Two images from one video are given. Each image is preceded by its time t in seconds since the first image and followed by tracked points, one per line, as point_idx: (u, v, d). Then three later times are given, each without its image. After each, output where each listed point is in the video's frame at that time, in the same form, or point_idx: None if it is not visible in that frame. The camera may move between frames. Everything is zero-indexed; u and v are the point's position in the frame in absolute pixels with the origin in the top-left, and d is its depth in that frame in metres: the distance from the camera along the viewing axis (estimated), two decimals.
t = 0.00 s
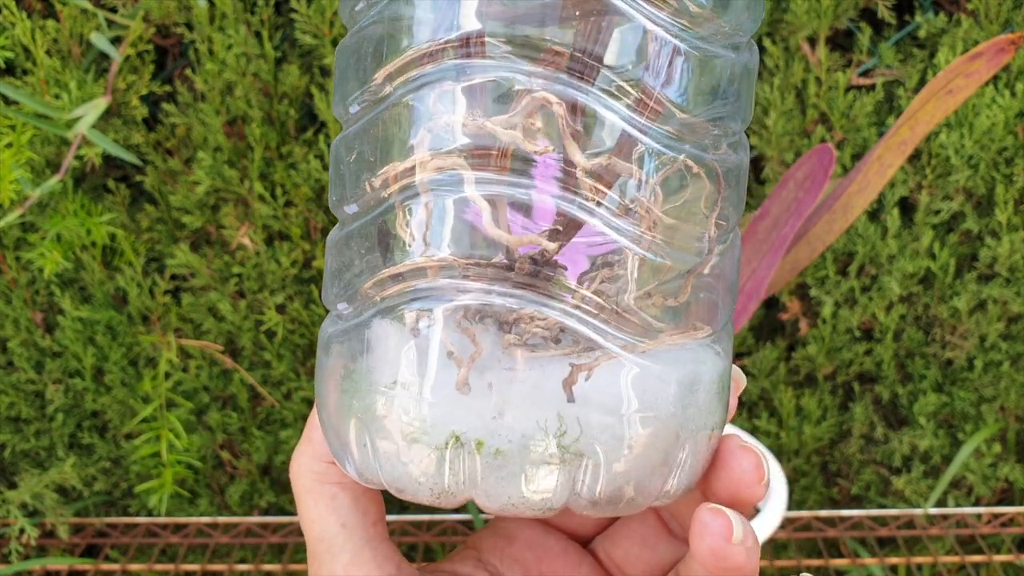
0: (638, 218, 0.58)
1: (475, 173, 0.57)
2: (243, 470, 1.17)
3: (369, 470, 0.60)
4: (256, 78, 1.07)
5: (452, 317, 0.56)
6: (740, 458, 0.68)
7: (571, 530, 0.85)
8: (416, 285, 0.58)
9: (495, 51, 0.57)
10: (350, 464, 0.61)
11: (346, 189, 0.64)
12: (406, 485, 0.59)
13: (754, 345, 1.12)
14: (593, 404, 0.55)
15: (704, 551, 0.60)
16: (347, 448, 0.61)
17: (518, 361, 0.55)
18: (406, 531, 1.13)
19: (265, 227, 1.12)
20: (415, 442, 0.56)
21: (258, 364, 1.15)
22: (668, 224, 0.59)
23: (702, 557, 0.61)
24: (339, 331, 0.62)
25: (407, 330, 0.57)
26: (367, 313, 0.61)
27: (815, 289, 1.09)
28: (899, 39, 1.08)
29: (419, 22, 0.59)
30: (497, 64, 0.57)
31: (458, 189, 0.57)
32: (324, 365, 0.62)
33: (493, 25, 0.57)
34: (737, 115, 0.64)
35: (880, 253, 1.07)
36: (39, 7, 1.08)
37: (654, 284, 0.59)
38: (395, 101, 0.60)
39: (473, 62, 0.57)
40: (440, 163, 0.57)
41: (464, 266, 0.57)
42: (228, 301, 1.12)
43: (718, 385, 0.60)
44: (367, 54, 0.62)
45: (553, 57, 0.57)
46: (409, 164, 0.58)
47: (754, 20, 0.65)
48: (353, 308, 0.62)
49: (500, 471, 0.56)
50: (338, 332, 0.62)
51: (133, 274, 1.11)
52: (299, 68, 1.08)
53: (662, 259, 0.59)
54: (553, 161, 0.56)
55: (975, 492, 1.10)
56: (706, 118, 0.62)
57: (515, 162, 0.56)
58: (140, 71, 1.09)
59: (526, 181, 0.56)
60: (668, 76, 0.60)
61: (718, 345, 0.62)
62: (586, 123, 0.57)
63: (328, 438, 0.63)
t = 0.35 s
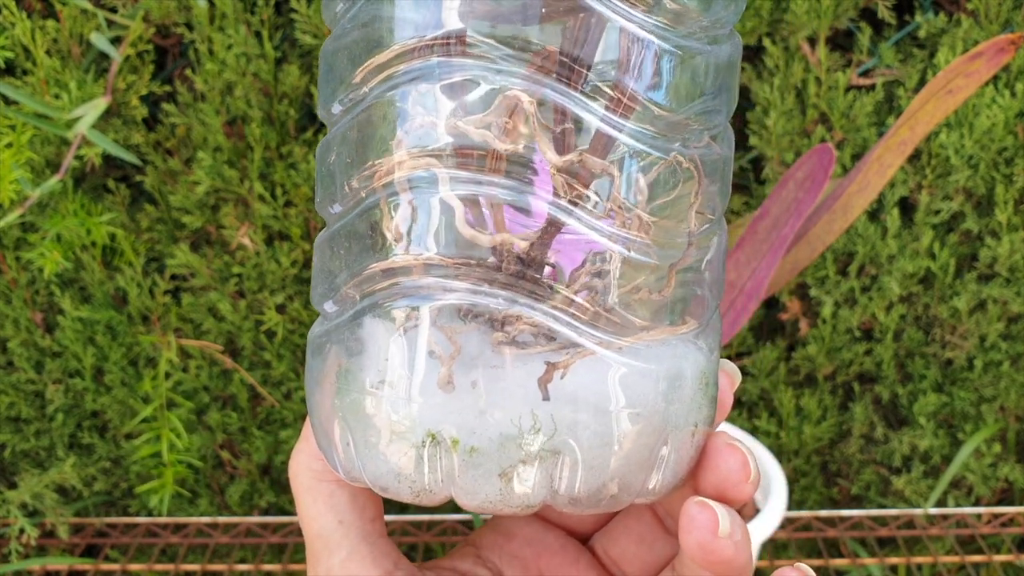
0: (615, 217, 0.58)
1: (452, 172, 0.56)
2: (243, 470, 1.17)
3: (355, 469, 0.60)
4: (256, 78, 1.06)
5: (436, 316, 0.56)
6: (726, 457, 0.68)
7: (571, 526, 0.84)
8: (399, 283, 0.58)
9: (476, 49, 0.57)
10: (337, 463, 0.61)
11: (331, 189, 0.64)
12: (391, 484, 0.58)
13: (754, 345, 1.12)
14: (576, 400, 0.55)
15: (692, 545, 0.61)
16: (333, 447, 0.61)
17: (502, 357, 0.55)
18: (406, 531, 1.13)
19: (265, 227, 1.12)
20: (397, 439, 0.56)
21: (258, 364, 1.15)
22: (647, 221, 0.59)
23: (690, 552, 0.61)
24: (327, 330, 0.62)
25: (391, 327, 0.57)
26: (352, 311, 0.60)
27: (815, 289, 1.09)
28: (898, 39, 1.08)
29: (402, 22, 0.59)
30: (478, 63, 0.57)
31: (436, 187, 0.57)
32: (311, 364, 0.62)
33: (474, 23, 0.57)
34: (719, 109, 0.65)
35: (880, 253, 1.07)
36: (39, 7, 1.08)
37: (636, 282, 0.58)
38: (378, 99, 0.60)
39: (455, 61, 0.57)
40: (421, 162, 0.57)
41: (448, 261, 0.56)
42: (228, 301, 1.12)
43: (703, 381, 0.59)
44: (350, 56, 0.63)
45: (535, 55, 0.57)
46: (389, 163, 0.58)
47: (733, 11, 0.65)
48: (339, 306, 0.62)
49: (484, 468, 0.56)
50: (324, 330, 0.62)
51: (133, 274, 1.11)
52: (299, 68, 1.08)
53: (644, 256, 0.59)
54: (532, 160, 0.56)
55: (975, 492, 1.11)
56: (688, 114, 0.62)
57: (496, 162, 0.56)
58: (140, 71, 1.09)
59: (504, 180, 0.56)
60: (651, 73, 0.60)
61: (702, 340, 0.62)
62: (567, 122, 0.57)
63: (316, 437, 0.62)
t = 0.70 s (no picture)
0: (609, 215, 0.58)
1: (441, 171, 0.57)
2: (243, 469, 1.17)
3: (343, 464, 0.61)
4: (256, 78, 1.06)
5: (428, 316, 0.56)
6: (719, 455, 0.67)
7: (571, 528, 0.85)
8: (390, 282, 0.57)
9: (468, 47, 0.57)
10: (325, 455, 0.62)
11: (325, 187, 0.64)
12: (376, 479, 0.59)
13: (754, 344, 1.12)
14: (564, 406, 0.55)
15: (682, 544, 0.61)
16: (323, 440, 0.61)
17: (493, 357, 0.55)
18: (406, 530, 1.14)
19: (265, 227, 1.12)
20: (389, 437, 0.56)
21: (258, 364, 1.15)
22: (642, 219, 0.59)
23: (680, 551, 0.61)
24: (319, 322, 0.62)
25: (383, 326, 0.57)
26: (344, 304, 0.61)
27: (815, 289, 1.09)
28: (898, 39, 1.08)
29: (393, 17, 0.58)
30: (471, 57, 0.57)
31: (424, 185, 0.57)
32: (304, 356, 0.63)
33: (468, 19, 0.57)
34: (709, 105, 0.65)
35: (879, 253, 1.07)
36: (39, 7, 1.08)
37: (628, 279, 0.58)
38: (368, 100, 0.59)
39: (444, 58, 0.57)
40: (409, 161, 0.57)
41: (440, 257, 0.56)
42: (228, 301, 1.12)
43: (695, 378, 0.59)
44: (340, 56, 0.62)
45: (526, 54, 0.57)
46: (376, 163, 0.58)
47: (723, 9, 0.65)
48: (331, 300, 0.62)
49: (481, 466, 0.56)
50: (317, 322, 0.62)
51: (133, 274, 1.11)
52: (299, 68, 1.08)
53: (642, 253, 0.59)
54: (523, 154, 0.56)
55: (975, 492, 1.11)
56: (679, 112, 0.63)
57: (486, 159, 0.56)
58: (139, 71, 1.09)
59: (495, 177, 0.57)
60: (639, 68, 0.60)
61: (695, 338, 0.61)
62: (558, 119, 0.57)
63: (309, 433, 0.63)
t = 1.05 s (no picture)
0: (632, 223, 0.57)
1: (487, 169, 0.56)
2: (243, 470, 1.17)
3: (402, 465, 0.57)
4: (257, 78, 1.06)
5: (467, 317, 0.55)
6: (742, 423, 0.68)
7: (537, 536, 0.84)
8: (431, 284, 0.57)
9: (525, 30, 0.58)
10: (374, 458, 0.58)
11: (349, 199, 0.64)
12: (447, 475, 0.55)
13: (754, 344, 1.12)
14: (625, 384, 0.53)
15: (729, 501, 0.57)
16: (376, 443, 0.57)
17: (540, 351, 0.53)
18: (407, 530, 1.14)
19: (265, 227, 1.12)
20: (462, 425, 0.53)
21: (258, 364, 1.15)
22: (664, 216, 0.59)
23: (724, 511, 0.57)
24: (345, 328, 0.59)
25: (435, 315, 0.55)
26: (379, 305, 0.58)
27: (815, 289, 1.09)
28: (898, 39, 1.08)
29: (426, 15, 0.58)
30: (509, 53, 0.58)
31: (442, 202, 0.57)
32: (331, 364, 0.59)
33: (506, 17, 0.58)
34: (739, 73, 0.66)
35: (880, 253, 1.07)
36: (39, 7, 1.08)
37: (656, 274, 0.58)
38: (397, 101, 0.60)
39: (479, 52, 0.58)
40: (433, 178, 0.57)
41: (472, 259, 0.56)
42: (228, 301, 1.12)
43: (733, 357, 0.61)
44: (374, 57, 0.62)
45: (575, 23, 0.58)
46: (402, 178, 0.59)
47: None
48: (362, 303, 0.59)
49: (568, 448, 0.53)
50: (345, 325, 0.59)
51: (133, 274, 1.11)
52: (299, 68, 1.08)
53: (666, 247, 0.59)
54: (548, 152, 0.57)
55: (975, 492, 1.11)
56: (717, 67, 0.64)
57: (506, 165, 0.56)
58: (139, 71, 1.09)
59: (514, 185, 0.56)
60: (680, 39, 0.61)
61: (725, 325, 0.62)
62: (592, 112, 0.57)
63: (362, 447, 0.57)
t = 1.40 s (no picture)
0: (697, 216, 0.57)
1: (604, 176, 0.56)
2: (243, 470, 1.17)
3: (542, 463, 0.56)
4: (256, 78, 1.06)
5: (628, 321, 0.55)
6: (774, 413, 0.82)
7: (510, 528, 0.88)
8: (574, 285, 0.55)
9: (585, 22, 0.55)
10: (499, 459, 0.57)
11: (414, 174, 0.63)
12: (597, 474, 0.56)
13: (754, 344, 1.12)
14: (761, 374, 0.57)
15: (795, 470, 0.75)
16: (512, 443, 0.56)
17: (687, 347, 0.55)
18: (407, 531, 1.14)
19: (265, 227, 1.12)
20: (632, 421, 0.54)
21: (258, 364, 1.15)
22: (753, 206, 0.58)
23: (788, 477, 0.75)
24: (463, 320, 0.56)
25: (583, 312, 0.55)
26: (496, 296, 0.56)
27: (815, 289, 1.08)
28: (898, 39, 1.07)
29: None
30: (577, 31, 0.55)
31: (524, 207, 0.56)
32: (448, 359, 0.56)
33: None
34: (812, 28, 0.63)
35: (880, 253, 1.07)
36: (39, 7, 1.08)
37: (763, 267, 0.59)
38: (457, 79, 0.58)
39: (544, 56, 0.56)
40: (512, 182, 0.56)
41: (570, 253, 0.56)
42: (228, 301, 1.12)
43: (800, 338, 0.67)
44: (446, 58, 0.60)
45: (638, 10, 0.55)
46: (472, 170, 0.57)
47: None
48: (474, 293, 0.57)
49: (761, 440, 0.58)
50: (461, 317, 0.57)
51: (133, 274, 1.11)
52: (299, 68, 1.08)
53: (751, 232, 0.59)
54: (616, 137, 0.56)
55: (975, 491, 1.11)
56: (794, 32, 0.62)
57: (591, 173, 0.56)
58: (139, 71, 1.09)
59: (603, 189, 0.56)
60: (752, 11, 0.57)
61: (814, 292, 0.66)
62: (662, 93, 0.55)
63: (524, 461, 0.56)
